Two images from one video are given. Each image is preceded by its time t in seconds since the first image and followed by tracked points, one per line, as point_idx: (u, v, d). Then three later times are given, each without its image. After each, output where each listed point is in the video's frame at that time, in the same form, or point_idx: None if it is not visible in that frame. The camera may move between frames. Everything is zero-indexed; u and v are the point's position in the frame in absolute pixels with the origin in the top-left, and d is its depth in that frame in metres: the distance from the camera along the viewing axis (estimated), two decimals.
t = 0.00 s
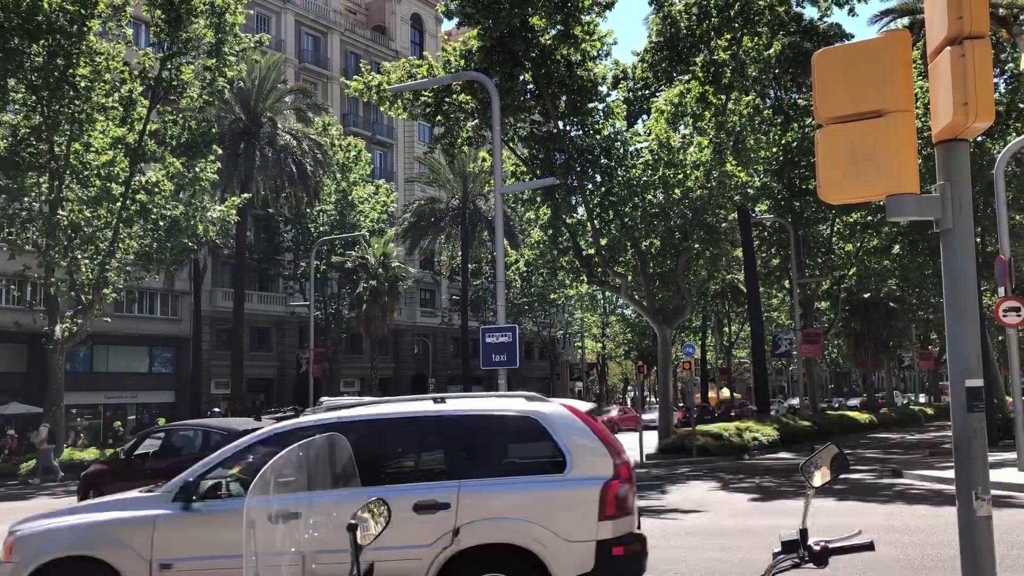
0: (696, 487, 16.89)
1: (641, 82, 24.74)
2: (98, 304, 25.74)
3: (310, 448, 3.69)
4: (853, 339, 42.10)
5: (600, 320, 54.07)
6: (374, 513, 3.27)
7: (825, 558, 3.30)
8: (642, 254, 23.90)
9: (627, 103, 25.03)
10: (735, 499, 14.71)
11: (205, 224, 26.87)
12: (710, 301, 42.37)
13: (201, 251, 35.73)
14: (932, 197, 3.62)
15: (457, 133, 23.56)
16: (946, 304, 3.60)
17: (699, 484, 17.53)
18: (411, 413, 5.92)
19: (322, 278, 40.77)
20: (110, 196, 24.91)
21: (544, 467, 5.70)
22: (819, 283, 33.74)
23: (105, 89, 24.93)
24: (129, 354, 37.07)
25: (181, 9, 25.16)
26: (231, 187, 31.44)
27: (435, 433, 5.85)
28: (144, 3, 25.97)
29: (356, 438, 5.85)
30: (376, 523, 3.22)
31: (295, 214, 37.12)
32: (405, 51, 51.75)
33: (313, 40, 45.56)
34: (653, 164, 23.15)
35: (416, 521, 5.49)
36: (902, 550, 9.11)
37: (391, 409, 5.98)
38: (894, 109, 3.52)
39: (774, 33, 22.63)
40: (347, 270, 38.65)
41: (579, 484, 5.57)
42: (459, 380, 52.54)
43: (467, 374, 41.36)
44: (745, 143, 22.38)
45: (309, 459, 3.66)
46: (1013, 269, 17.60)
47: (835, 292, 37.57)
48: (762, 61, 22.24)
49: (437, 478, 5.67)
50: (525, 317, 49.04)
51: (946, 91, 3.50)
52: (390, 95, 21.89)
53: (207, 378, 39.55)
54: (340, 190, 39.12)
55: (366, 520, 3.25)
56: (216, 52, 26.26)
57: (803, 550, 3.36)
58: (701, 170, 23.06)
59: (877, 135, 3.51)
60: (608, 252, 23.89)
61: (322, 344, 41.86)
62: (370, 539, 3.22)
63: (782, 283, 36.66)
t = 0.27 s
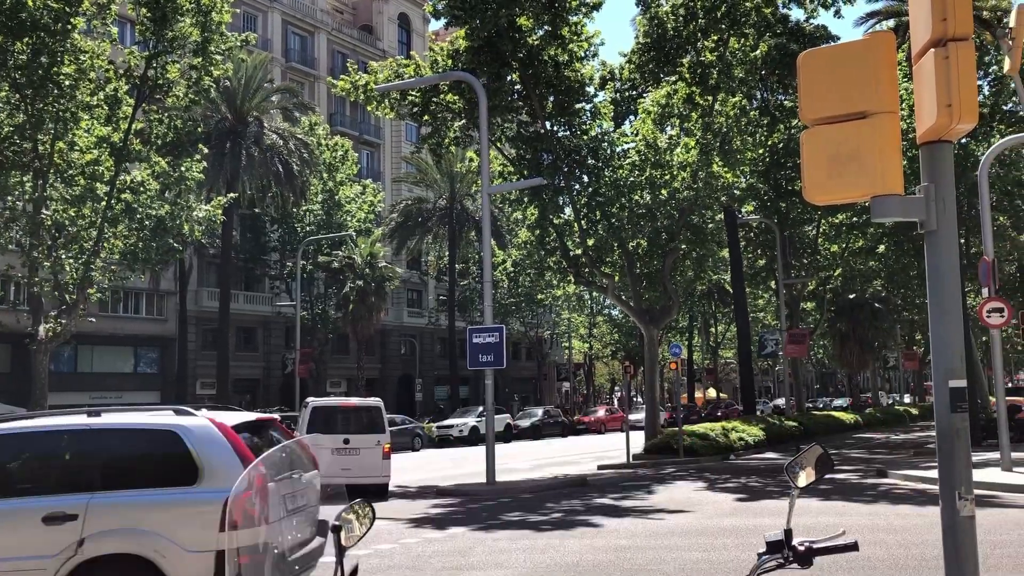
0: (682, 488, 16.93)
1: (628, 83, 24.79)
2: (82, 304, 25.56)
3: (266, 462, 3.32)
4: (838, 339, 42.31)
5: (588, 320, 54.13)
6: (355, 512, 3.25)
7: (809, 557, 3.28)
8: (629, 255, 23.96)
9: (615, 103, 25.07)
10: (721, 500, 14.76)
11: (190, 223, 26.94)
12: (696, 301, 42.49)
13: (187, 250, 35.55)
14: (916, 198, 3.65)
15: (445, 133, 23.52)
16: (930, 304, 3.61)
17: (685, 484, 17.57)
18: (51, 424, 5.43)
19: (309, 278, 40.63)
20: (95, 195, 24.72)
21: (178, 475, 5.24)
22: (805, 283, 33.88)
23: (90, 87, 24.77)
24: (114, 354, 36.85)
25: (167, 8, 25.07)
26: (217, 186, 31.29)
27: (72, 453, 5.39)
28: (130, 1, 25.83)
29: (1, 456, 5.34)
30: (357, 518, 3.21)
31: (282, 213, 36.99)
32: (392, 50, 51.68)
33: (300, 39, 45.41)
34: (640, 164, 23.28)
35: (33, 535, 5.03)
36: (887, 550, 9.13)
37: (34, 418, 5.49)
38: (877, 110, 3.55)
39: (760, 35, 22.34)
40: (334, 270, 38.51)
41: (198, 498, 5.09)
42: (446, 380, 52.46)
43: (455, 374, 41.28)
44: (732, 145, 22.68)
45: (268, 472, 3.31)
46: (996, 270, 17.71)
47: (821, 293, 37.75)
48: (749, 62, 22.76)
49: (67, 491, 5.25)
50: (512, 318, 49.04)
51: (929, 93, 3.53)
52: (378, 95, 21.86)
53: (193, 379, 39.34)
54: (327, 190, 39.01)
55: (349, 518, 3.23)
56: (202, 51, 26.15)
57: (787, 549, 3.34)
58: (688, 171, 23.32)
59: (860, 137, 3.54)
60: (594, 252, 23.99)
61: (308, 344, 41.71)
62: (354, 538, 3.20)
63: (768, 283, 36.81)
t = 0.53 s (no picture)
0: (670, 488, 16.95)
1: (617, 83, 24.84)
2: (69, 304, 25.42)
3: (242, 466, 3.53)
4: (826, 340, 42.46)
5: (577, 320, 54.17)
6: (342, 512, 3.23)
7: (794, 558, 3.29)
8: (618, 255, 23.99)
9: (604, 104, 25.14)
10: (709, 500, 14.80)
11: (177, 223, 26.61)
12: (684, 302, 42.61)
13: (175, 250, 35.40)
14: (902, 199, 3.66)
15: (434, 133, 23.49)
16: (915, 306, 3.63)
17: (674, 484, 17.59)
18: None
19: (297, 278, 40.49)
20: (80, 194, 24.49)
21: None
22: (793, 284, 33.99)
23: (75, 86, 24.58)
24: (101, 354, 36.64)
25: (154, 6, 24.96)
26: (205, 186, 31.13)
27: None
28: None
29: None
30: (344, 516, 3.19)
31: (270, 213, 36.84)
32: (381, 50, 51.59)
33: (288, 39, 45.27)
34: (629, 165, 23.42)
35: None
36: (875, 550, 9.16)
37: None
38: (864, 112, 3.57)
39: (748, 35, 22.27)
40: (322, 270, 38.39)
41: None
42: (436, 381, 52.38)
43: (444, 374, 41.18)
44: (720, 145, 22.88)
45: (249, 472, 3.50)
46: (983, 270, 17.78)
47: (809, 294, 37.85)
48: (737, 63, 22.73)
49: None
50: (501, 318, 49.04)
51: (915, 95, 3.54)
52: (366, 94, 21.82)
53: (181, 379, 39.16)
54: (316, 190, 38.89)
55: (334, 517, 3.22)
56: (190, 49, 26.00)
57: (772, 548, 3.35)
58: (676, 172, 23.48)
59: (845, 138, 3.56)
60: (583, 253, 24.05)
61: (297, 344, 41.59)
62: (341, 540, 3.17)
63: (757, 284, 36.90)
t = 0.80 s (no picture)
0: (660, 487, 16.99)
1: (608, 84, 24.90)
2: (57, 303, 25.30)
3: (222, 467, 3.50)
4: (816, 340, 42.60)
5: (568, 320, 54.21)
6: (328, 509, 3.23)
7: (780, 559, 3.28)
8: (609, 255, 23.99)
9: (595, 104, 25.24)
10: (699, 499, 14.83)
11: (167, 223, 26.49)
12: (675, 301, 42.69)
13: (165, 249, 35.26)
14: (889, 199, 3.67)
15: (425, 132, 23.46)
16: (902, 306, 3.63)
17: (664, 484, 17.62)
18: None
19: (288, 278, 40.39)
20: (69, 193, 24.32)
21: None
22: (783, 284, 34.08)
23: (64, 84, 24.44)
24: (90, 353, 36.47)
25: (143, 5, 24.86)
26: (194, 185, 31.00)
27: None
28: None
29: None
30: (329, 510, 3.20)
31: (261, 212, 36.76)
32: (373, 50, 51.56)
33: (279, 38, 45.17)
34: (620, 165, 23.67)
35: None
36: (863, 550, 9.17)
37: None
38: (851, 112, 3.57)
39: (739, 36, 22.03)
40: (312, 270, 38.29)
41: None
42: (427, 381, 52.33)
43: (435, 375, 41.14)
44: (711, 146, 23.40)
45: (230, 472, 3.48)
46: (971, 270, 17.87)
47: (799, 294, 37.97)
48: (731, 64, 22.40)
49: None
50: (492, 318, 49.02)
51: (902, 96, 3.55)
52: (357, 93, 21.78)
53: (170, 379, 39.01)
54: (306, 189, 38.77)
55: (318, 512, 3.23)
56: (180, 48, 25.89)
57: (758, 550, 3.33)
58: (666, 172, 23.58)
59: (832, 139, 3.56)
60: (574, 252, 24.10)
61: (287, 344, 41.48)
62: (328, 537, 3.17)
63: (747, 284, 37.02)
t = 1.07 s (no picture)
0: (653, 487, 16.99)
1: (601, 84, 24.92)
2: (48, 303, 25.20)
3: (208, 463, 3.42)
4: (809, 340, 42.71)
5: (561, 320, 54.23)
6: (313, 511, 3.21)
7: (769, 559, 3.29)
8: (601, 255, 23.96)
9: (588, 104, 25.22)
10: (691, 499, 14.84)
11: (158, 222, 26.38)
12: (668, 301, 42.75)
13: (157, 249, 35.15)
14: (879, 198, 3.67)
15: (418, 131, 23.44)
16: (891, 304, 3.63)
17: (656, 484, 17.63)
18: None
19: (280, 277, 40.31)
20: (60, 192, 24.19)
21: None
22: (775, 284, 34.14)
23: (56, 83, 24.34)
24: (81, 353, 36.35)
25: (135, 4, 24.79)
26: (186, 185, 30.90)
27: None
28: None
29: None
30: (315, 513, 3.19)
31: (253, 212, 36.64)
32: (365, 49, 51.46)
33: (272, 37, 45.07)
34: (613, 166, 23.45)
35: None
36: (852, 549, 9.18)
37: None
38: (841, 111, 3.57)
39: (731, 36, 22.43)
40: (305, 269, 38.21)
41: None
42: (420, 380, 52.27)
43: (428, 375, 41.08)
44: (703, 146, 23.10)
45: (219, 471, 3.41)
46: (962, 271, 17.91)
47: (791, 294, 38.02)
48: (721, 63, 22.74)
49: None
50: (485, 318, 49.00)
51: (892, 95, 3.54)
52: (349, 92, 21.74)
53: (162, 379, 38.91)
54: (299, 188, 38.67)
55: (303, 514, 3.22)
56: (172, 47, 25.81)
57: (747, 549, 3.33)
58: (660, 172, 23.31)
59: (822, 137, 3.56)
60: (567, 252, 24.06)
61: (280, 344, 41.39)
62: (313, 538, 3.14)
63: (739, 284, 37.06)
